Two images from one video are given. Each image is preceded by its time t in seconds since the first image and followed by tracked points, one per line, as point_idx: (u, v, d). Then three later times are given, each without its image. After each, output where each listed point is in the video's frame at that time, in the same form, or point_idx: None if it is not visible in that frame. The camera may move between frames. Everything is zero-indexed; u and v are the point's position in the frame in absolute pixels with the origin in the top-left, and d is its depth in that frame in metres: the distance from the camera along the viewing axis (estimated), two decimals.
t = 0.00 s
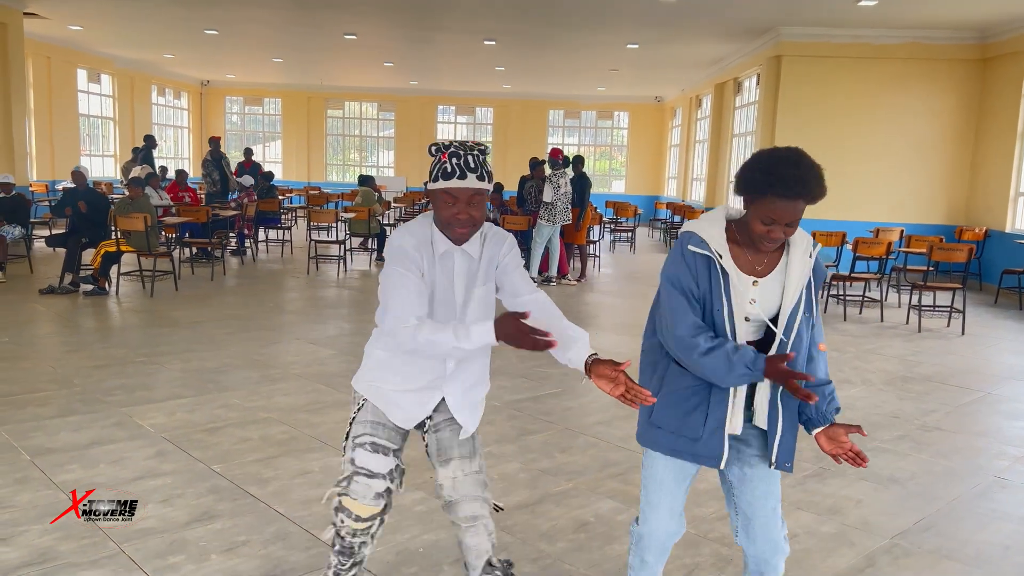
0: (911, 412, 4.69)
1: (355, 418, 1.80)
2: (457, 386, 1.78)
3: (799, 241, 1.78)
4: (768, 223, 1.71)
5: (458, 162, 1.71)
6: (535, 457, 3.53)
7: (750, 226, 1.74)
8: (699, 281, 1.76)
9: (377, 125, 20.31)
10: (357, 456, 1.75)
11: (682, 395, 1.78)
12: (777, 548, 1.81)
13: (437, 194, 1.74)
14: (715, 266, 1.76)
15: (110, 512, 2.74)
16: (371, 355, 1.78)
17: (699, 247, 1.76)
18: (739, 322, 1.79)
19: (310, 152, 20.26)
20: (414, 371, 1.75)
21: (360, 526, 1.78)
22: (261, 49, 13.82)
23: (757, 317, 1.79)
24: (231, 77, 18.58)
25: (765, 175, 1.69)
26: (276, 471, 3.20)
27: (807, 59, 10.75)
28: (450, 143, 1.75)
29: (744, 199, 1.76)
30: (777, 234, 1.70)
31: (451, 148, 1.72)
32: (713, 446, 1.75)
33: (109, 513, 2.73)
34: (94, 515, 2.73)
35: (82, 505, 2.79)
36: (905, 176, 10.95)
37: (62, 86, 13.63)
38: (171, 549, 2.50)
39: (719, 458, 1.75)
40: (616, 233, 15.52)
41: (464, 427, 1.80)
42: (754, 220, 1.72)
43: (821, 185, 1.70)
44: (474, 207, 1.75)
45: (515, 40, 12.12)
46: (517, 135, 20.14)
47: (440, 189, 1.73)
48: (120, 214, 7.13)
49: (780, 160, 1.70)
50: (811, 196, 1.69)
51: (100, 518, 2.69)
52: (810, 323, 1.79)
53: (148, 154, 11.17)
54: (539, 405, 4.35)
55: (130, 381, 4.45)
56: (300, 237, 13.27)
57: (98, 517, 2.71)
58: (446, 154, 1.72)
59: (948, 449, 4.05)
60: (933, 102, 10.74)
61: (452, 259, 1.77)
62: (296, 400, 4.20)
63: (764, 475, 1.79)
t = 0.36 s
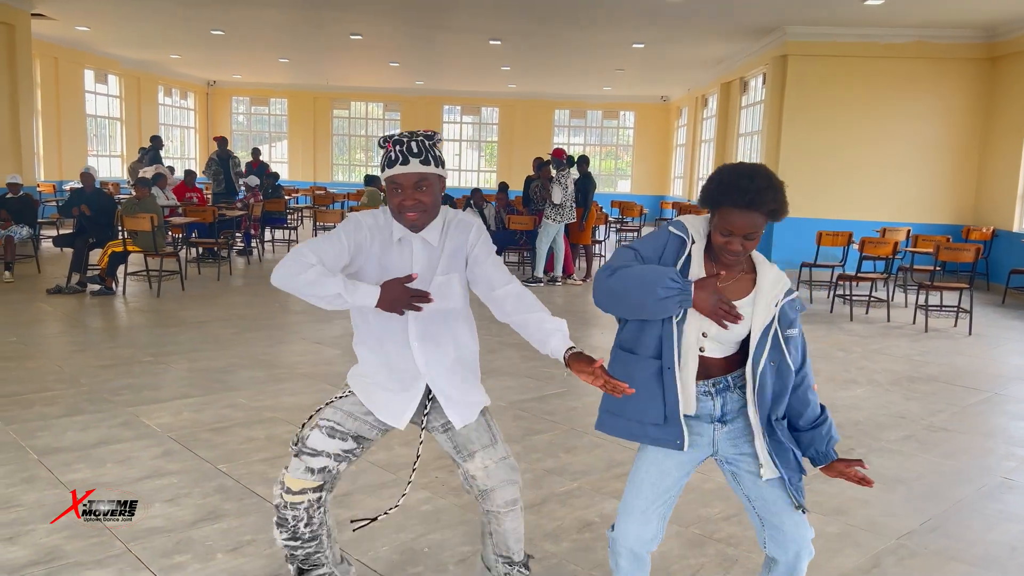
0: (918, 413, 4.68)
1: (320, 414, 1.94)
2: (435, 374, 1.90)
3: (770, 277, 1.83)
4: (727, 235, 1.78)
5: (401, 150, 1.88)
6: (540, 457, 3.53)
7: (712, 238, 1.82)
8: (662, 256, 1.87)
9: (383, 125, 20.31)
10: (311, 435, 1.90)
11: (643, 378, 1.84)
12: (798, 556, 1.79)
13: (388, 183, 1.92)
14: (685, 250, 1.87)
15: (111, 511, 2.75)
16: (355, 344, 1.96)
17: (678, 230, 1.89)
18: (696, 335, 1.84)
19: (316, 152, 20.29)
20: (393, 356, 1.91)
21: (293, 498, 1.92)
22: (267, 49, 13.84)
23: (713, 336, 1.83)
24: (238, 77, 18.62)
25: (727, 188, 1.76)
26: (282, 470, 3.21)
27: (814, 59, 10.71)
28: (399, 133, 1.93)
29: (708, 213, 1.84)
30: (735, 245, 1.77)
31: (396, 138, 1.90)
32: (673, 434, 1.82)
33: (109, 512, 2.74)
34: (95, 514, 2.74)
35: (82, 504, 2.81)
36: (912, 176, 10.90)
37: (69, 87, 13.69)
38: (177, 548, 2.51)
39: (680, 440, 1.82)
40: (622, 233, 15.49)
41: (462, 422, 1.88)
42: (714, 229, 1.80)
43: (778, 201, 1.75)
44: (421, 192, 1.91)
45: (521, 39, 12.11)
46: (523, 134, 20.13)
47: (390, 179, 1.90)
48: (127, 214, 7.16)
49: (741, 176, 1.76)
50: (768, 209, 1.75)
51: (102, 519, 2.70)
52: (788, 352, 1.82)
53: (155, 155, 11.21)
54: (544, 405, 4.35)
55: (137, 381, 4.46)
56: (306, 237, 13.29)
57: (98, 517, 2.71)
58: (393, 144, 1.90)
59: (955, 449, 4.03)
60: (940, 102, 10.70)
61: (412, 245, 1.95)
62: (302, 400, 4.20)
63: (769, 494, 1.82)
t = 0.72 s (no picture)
0: (930, 416, 4.63)
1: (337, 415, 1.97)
2: (426, 355, 1.92)
3: (787, 226, 1.86)
4: (730, 205, 1.79)
5: (382, 108, 1.91)
6: (549, 459, 3.51)
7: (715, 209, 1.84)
8: (649, 261, 1.93)
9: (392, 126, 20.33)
10: (337, 438, 1.92)
11: (641, 370, 1.89)
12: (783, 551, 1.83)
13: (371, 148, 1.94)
14: (659, 249, 1.91)
15: (112, 511, 2.76)
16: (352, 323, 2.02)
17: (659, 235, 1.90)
18: (723, 307, 1.84)
19: (325, 152, 20.32)
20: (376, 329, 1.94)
21: (333, 505, 1.93)
22: (277, 50, 13.88)
23: (737, 303, 1.84)
24: (248, 78, 18.68)
25: (730, 155, 1.78)
26: (291, 471, 3.20)
27: (825, 59, 10.65)
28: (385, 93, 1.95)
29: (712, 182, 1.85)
30: (737, 215, 1.79)
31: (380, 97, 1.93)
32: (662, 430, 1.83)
33: (110, 512, 2.75)
34: (96, 513, 2.75)
35: (84, 503, 2.82)
36: (925, 176, 10.82)
37: (81, 88, 13.77)
38: (186, 549, 2.51)
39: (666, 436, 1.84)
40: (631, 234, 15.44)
41: (445, 401, 1.92)
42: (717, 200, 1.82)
43: (783, 167, 1.77)
44: (398, 153, 1.92)
45: (530, 40, 12.09)
46: (532, 135, 20.11)
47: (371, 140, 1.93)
48: (137, 215, 7.18)
49: (744, 143, 1.79)
50: (772, 177, 1.76)
51: (102, 519, 2.70)
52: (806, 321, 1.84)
53: (166, 156, 11.26)
54: (554, 407, 4.33)
55: (147, 381, 4.48)
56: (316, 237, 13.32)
57: (98, 517, 2.71)
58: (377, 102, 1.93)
59: (969, 453, 3.99)
60: (952, 102, 10.62)
61: (396, 211, 1.94)
62: (311, 401, 4.21)
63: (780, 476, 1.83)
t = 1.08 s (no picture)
0: (944, 425, 4.54)
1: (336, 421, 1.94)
2: (393, 349, 1.87)
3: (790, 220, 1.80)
4: (716, 182, 1.79)
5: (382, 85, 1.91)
6: (554, 468, 3.45)
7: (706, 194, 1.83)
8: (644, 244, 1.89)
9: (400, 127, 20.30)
10: (337, 447, 1.89)
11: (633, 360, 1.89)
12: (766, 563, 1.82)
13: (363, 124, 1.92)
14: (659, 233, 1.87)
15: (113, 511, 2.77)
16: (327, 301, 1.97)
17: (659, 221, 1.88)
18: (715, 299, 1.81)
19: (334, 153, 20.33)
20: (345, 310, 1.90)
21: (345, 513, 1.91)
22: (285, 51, 13.86)
23: (731, 294, 1.80)
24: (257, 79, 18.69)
25: (714, 134, 1.79)
26: (291, 479, 3.15)
27: (836, 60, 10.54)
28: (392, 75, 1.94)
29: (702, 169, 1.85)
30: (724, 191, 1.77)
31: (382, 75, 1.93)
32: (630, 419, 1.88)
33: (112, 512, 2.76)
34: (98, 513, 2.76)
35: (86, 503, 2.83)
36: (937, 179, 10.69)
37: (90, 88, 13.80)
38: (181, 560, 2.46)
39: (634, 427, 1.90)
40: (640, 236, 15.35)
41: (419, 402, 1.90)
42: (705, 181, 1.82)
43: (765, 140, 1.76)
44: (386, 132, 1.89)
45: (539, 41, 12.02)
46: (540, 136, 20.05)
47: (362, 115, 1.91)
48: (142, 217, 7.13)
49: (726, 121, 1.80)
50: (753, 150, 1.75)
51: (103, 518, 2.72)
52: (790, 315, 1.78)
53: (174, 156, 11.25)
54: (560, 413, 4.27)
55: (148, 384, 4.44)
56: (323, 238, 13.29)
57: (98, 518, 2.73)
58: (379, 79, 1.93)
59: (983, 464, 3.90)
60: (966, 104, 10.48)
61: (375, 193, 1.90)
62: (313, 406, 4.15)
63: (757, 488, 1.81)
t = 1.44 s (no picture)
0: (951, 433, 4.47)
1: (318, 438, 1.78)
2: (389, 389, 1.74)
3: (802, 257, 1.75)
4: (729, 211, 1.75)
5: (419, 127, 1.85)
6: (555, 476, 3.39)
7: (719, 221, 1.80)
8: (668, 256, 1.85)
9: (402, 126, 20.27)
10: (308, 463, 1.73)
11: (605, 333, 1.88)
12: None
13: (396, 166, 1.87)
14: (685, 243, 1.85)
15: (111, 515, 2.76)
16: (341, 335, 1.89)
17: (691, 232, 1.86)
18: (712, 336, 1.78)
19: (335, 153, 20.30)
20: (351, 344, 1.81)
21: (294, 538, 1.71)
22: (287, 50, 13.80)
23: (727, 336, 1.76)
24: (259, 77, 18.64)
25: (733, 162, 1.76)
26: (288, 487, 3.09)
27: (842, 61, 10.46)
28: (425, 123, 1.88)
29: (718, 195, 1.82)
30: (733, 220, 1.74)
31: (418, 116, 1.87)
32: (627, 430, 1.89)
33: (110, 516, 2.75)
34: (95, 518, 2.75)
35: (83, 507, 2.82)
36: (942, 182, 10.62)
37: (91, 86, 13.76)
38: (173, 571, 2.40)
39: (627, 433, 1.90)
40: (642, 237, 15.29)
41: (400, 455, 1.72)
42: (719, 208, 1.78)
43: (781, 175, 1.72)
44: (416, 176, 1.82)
45: (542, 40, 11.95)
46: (543, 136, 19.99)
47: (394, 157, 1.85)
48: (142, 216, 7.09)
49: (747, 151, 1.76)
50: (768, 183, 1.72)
51: (104, 521, 2.72)
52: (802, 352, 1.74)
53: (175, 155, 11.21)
54: (561, 419, 4.21)
55: (145, 387, 4.38)
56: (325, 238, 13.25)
57: (97, 518, 2.74)
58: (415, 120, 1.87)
59: (991, 474, 3.83)
60: (972, 106, 10.42)
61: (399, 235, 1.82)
62: (311, 410, 4.10)
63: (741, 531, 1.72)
